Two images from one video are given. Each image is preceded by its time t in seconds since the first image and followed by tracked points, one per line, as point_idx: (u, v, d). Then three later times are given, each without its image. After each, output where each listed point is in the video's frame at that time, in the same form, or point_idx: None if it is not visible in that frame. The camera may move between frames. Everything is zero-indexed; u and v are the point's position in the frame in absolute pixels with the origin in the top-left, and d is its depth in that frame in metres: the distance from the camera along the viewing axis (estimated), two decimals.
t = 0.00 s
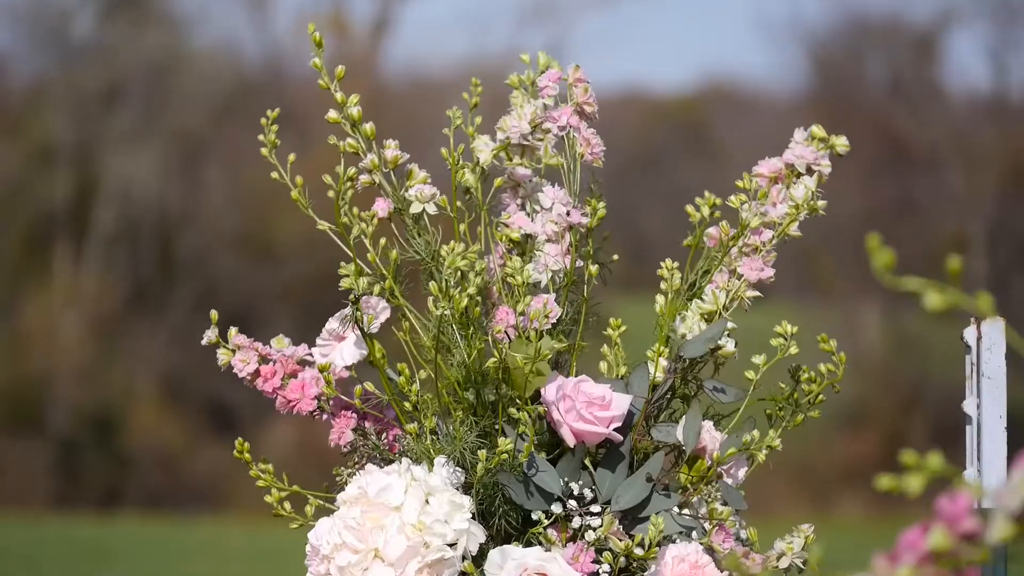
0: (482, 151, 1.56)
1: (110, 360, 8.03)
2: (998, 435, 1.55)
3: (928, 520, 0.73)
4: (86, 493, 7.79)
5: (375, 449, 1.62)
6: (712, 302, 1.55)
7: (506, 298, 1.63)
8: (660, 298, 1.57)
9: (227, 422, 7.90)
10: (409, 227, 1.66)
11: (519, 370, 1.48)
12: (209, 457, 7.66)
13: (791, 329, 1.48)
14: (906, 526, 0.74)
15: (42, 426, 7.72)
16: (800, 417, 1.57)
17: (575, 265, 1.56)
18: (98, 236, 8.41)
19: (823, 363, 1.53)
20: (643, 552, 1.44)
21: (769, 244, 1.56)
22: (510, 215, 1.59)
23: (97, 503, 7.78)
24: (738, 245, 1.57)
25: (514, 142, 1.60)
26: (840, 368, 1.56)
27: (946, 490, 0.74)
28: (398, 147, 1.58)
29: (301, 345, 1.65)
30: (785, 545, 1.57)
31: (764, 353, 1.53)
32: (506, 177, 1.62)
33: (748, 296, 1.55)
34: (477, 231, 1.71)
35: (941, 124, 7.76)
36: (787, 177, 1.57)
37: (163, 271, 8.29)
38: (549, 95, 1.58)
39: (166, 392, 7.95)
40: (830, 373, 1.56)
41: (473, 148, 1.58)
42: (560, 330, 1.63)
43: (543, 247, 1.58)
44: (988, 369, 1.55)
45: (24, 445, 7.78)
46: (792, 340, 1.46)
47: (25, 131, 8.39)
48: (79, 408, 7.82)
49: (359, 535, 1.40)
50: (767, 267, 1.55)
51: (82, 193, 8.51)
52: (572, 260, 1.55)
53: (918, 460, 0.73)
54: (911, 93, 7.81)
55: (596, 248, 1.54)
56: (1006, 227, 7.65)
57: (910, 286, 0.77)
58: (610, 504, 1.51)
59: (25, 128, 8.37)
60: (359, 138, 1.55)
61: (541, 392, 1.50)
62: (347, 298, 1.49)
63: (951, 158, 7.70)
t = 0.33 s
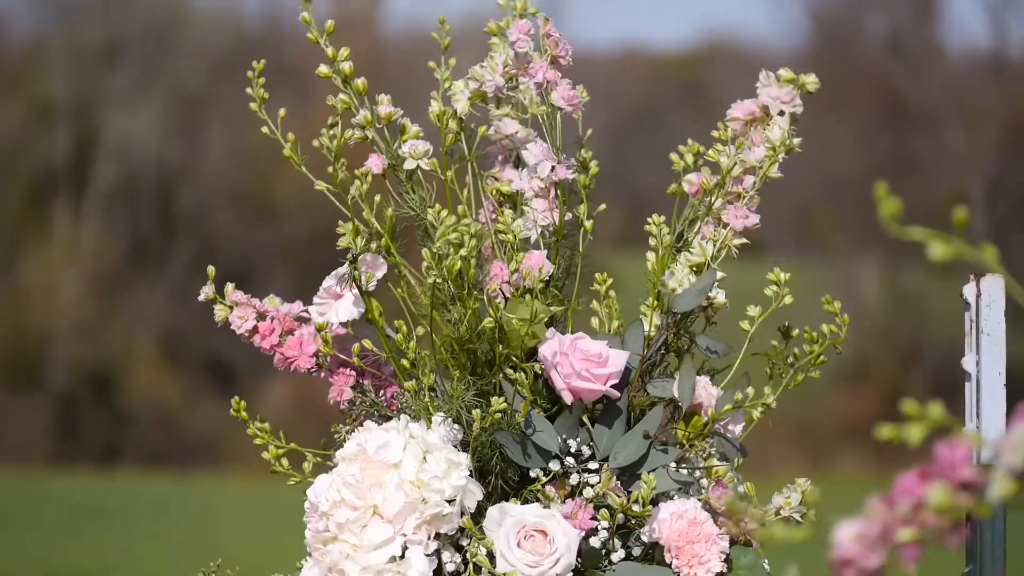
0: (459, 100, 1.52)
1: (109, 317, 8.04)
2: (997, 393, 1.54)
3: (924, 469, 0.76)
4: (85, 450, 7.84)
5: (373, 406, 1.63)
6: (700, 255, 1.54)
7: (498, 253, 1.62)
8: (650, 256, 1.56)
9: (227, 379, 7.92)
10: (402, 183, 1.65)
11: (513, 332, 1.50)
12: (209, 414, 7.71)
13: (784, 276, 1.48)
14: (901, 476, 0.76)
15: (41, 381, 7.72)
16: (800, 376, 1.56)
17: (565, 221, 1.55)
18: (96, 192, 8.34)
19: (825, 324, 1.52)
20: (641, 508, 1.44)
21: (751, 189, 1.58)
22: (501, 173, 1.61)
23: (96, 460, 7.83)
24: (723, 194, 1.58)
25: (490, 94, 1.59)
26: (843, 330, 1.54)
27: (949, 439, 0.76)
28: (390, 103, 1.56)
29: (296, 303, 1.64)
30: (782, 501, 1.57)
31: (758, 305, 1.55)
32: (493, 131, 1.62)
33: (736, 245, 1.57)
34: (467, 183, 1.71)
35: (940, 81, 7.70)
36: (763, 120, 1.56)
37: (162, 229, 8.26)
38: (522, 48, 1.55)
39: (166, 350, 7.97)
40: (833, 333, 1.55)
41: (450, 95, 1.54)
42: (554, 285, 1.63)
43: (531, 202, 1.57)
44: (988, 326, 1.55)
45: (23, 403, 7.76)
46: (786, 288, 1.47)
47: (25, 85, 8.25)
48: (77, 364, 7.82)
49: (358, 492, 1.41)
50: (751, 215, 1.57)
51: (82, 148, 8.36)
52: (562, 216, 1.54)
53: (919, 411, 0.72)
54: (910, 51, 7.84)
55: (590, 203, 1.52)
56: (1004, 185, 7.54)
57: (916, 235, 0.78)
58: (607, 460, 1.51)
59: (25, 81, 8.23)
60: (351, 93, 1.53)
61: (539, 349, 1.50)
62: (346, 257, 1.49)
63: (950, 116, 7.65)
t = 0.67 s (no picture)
0: (448, 57, 1.52)
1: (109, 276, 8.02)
2: (997, 351, 1.54)
3: (924, 435, 0.76)
4: (84, 408, 7.73)
5: (373, 363, 1.63)
6: (701, 213, 1.55)
7: (501, 210, 1.60)
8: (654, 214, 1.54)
9: (226, 335, 7.98)
10: (398, 140, 1.62)
11: (516, 286, 1.48)
12: (208, 371, 7.77)
13: (782, 228, 1.47)
14: (906, 439, 0.76)
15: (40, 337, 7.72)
16: (801, 330, 1.56)
17: (567, 178, 1.53)
18: (96, 149, 8.29)
19: (825, 275, 1.51)
20: (643, 467, 1.44)
21: (755, 146, 1.56)
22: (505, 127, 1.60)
23: (95, 418, 7.74)
24: (725, 149, 1.56)
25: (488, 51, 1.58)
26: (842, 281, 1.54)
27: (945, 403, 0.77)
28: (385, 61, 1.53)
29: (297, 260, 1.64)
30: (782, 459, 1.58)
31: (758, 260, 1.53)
32: (504, 85, 1.61)
33: (738, 202, 1.56)
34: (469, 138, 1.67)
35: (940, 37, 8.03)
36: (769, 63, 1.57)
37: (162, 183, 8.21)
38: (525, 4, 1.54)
39: (168, 306, 8.01)
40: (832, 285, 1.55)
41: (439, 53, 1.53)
42: (556, 243, 1.61)
43: (533, 159, 1.55)
44: (988, 284, 1.54)
45: (23, 359, 7.71)
46: (782, 240, 1.46)
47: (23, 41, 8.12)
48: (77, 322, 7.83)
49: (358, 449, 1.41)
50: (754, 172, 1.55)
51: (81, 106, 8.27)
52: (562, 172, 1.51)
53: (917, 373, 0.73)
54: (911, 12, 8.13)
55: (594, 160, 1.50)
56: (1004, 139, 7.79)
57: (915, 191, 0.78)
58: (608, 418, 1.51)
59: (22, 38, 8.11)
60: (344, 52, 1.50)
61: (543, 308, 1.48)
62: (341, 219, 1.48)
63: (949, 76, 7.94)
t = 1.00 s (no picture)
0: (483, 16, 1.52)
1: None
2: (998, 311, 1.54)
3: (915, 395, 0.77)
4: None
5: (376, 322, 1.63)
6: (704, 175, 1.54)
7: (509, 168, 1.63)
8: (658, 176, 1.53)
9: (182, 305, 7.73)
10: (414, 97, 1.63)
11: (522, 249, 1.49)
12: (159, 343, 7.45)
13: (784, 186, 1.46)
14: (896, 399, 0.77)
15: None
16: (803, 290, 1.57)
17: (577, 140, 1.54)
18: None
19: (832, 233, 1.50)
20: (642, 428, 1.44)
21: (760, 109, 1.55)
22: (519, 84, 1.57)
23: None
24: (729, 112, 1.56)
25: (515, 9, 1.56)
26: (847, 239, 1.53)
27: (939, 365, 0.79)
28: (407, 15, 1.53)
29: (309, 214, 1.65)
30: (782, 422, 1.58)
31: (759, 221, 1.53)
32: (523, 43, 1.58)
33: (740, 164, 1.55)
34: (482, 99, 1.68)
35: None
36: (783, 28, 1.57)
37: None
38: None
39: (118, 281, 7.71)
40: (838, 243, 1.55)
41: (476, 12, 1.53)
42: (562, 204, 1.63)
43: (544, 122, 1.56)
44: (987, 246, 1.54)
45: None
46: (784, 197, 1.45)
47: None
48: None
49: (359, 410, 1.42)
50: (756, 135, 1.54)
51: None
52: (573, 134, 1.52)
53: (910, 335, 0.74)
54: None
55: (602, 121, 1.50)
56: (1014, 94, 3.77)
57: (914, 153, 0.78)
58: (608, 380, 1.51)
59: None
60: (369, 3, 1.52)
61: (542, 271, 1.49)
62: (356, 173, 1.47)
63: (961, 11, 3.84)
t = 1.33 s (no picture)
0: None
1: None
2: (998, 274, 1.53)
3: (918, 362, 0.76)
4: None
5: (376, 285, 1.63)
6: (708, 141, 1.53)
7: (507, 133, 1.61)
8: (659, 142, 1.52)
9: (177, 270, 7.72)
10: (410, 63, 1.62)
11: (523, 214, 1.49)
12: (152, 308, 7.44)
13: (791, 154, 1.45)
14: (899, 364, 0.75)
15: None
16: (806, 255, 1.56)
17: (575, 104, 1.53)
18: None
19: (833, 198, 1.50)
20: (644, 395, 1.44)
21: (766, 77, 1.55)
22: (515, 51, 1.57)
23: None
24: (731, 78, 1.55)
25: None
26: (850, 203, 1.53)
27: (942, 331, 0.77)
28: None
29: (309, 177, 1.64)
30: (783, 386, 1.58)
31: (762, 187, 1.52)
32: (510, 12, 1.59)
33: (744, 130, 1.54)
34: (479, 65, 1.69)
35: None
36: None
37: None
38: None
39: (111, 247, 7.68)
40: (839, 207, 1.55)
41: None
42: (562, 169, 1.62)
43: (543, 85, 1.55)
44: (988, 210, 1.53)
45: None
46: (792, 165, 1.44)
47: None
48: None
49: (360, 373, 1.41)
50: (762, 101, 1.54)
51: None
52: (571, 98, 1.51)
53: (914, 299, 0.72)
54: None
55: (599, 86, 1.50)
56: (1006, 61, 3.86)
57: (910, 123, 0.76)
58: (609, 345, 1.51)
59: None
60: None
61: (543, 234, 1.49)
62: (356, 137, 1.47)
63: None
